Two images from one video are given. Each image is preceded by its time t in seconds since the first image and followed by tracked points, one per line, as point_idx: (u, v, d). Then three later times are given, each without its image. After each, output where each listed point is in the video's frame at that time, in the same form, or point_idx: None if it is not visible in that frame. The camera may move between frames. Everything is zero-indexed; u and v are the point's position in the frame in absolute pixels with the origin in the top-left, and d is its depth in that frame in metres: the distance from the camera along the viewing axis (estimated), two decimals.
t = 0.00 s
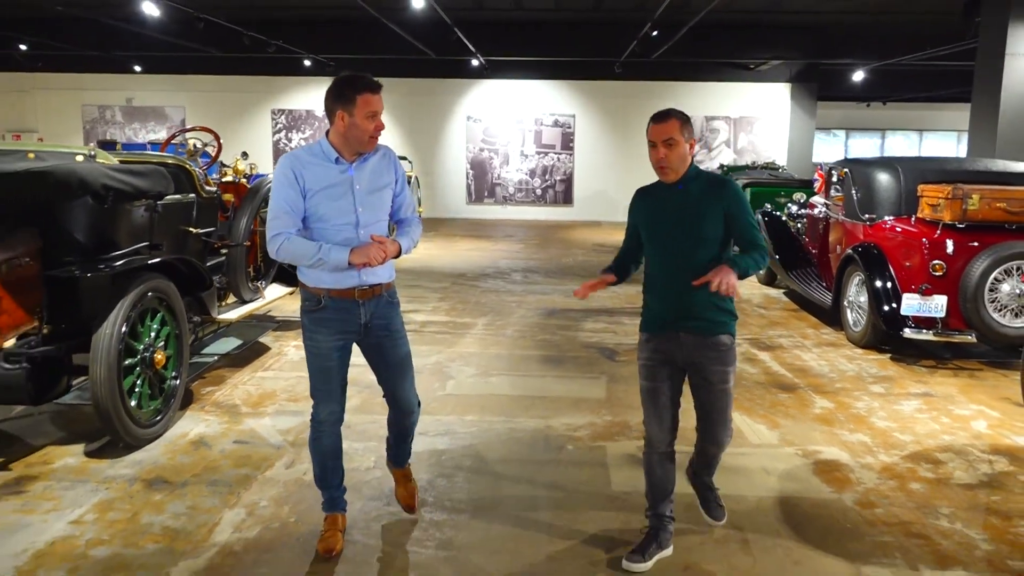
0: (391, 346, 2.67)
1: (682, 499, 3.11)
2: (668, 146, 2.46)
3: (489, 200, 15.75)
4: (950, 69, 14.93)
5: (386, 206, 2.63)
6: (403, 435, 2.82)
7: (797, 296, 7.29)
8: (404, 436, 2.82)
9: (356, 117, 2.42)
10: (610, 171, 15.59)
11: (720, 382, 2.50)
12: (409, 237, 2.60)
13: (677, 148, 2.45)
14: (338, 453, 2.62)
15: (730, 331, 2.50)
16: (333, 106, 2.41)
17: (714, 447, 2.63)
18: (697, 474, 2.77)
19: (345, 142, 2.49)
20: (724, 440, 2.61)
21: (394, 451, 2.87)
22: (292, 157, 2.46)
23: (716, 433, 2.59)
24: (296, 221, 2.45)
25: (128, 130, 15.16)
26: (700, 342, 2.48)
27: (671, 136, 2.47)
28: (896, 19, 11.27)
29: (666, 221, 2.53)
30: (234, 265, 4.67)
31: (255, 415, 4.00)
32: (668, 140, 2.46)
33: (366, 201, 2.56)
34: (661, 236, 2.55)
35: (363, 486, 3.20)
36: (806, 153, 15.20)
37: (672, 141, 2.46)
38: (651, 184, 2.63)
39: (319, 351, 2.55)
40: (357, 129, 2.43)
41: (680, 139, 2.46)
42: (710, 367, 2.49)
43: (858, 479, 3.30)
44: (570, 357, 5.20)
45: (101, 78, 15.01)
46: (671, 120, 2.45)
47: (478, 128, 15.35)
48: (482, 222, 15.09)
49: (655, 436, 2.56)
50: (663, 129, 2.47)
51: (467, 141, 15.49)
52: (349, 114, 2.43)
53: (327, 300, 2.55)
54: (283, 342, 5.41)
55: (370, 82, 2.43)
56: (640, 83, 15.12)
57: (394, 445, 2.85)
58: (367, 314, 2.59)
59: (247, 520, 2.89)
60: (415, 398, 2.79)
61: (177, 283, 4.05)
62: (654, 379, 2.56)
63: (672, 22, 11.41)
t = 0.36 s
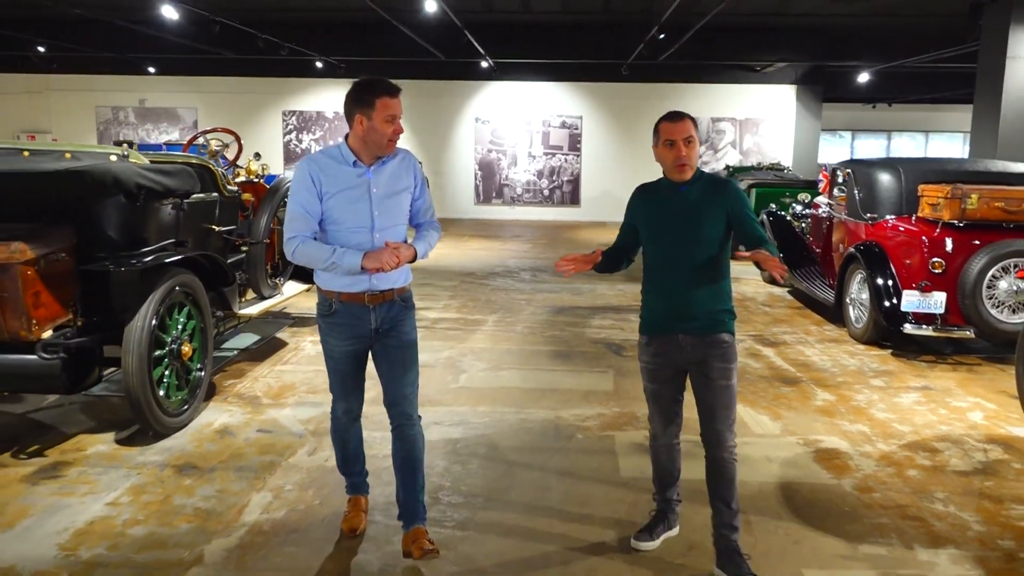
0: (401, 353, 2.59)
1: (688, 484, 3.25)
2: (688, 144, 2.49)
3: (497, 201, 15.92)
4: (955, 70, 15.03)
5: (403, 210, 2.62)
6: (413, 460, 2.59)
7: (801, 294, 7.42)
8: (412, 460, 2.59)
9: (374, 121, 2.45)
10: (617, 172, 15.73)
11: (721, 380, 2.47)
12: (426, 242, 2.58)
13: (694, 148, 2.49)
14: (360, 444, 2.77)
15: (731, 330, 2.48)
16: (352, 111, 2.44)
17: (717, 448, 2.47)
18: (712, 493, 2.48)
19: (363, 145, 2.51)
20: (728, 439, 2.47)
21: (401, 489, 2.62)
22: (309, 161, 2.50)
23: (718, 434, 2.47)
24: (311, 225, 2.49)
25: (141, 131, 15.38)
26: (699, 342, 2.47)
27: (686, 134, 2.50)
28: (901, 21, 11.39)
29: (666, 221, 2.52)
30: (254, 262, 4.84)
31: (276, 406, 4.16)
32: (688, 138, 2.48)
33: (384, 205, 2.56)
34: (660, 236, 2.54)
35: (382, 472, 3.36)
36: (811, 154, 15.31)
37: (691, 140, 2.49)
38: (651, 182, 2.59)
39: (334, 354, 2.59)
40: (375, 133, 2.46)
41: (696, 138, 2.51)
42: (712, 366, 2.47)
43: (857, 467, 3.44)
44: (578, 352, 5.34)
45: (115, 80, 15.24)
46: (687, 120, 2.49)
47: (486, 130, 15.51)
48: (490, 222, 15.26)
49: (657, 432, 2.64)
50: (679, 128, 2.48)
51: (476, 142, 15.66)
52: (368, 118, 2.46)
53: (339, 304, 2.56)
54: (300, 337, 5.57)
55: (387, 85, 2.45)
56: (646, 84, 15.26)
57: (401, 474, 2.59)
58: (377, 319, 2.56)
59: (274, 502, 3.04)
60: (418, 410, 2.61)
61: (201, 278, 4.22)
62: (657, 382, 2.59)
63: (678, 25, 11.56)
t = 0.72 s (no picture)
0: (386, 361, 2.50)
1: (661, 464, 3.43)
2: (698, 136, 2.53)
3: (473, 197, 16.03)
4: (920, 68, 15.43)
5: (406, 217, 2.55)
6: (395, 472, 2.47)
7: (770, 286, 7.65)
8: (394, 469, 2.46)
9: (383, 123, 2.40)
10: (591, 168, 15.93)
11: (707, 384, 2.47)
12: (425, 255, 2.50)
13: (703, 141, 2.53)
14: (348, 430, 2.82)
15: (719, 335, 2.49)
16: (360, 112, 2.40)
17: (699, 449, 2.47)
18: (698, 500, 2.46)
19: (371, 147, 2.46)
20: (715, 441, 2.47)
21: (383, 500, 2.51)
22: (313, 158, 2.47)
23: (700, 435, 2.46)
24: (308, 223, 2.47)
25: (114, 128, 15.27)
26: (682, 344, 2.51)
27: (695, 127, 2.54)
28: (867, 20, 11.70)
29: (667, 222, 2.54)
30: (239, 256, 4.91)
31: (262, 395, 4.27)
32: (696, 131, 2.52)
33: (384, 211, 2.50)
34: (661, 237, 2.55)
35: (368, 456, 3.49)
36: (781, 150, 15.63)
37: (699, 133, 2.53)
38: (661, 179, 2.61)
39: (322, 356, 2.58)
40: (385, 136, 2.41)
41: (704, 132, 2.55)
42: (698, 368, 2.47)
43: (819, 445, 3.64)
44: (555, 342, 5.51)
45: (88, 76, 15.11)
46: (697, 113, 2.53)
47: (462, 126, 15.62)
48: (466, 218, 15.38)
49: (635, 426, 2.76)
50: (689, 121, 2.53)
51: (452, 138, 15.76)
52: (378, 120, 2.42)
53: (329, 307, 2.53)
54: (282, 330, 5.67)
55: (396, 89, 2.40)
56: (621, 81, 15.47)
57: (384, 481, 2.48)
58: (364, 326, 2.50)
59: (265, 484, 3.17)
60: (407, 421, 2.50)
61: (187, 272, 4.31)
62: (639, 378, 2.67)
63: (652, 23, 11.75)
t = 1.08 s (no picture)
0: (393, 360, 2.50)
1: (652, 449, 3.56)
2: (672, 130, 2.44)
3: (470, 195, 16.11)
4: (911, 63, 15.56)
5: (414, 206, 2.52)
6: (397, 466, 2.55)
7: (762, 280, 7.78)
8: (396, 466, 2.55)
9: (388, 111, 2.39)
10: (587, 165, 16.04)
11: (710, 386, 2.42)
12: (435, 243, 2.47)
13: (677, 134, 2.42)
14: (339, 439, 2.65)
15: (729, 336, 2.42)
16: (364, 100, 2.40)
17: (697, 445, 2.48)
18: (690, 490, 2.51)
19: (376, 136, 2.45)
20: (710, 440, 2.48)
21: (383, 486, 2.59)
22: (318, 149, 2.47)
23: (697, 435, 2.47)
24: (314, 215, 2.46)
25: (113, 130, 15.37)
26: (692, 340, 2.42)
27: (677, 120, 2.42)
28: (857, 16, 11.83)
29: (676, 216, 2.47)
30: (240, 254, 5.02)
31: (264, 388, 4.38)
32: (672, 124, 2.43)
33: (391, 200, 2.48)
34: (671, 231, 2.48)
35: (368, 445, 3.61)
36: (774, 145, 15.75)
37: (677, 125, 2.42)
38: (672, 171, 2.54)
39: (321, 349, 2.51)
40: (389, 124, 2.40)
41: (684, 127, 2.40)
42: (703, 369, 2.41)
43: (804, 431, 3.77)
44: (550, 336, 5.63)
45: (86, 78, 15.20)
46: (679, 104, 2.42)
47: (458, 125, 15.73)
48: (463, 216, 15.49)
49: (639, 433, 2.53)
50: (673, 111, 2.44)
51: (448, 137, 15.86)
52: (382, 108, 2.41)
53: (338, 298, 2.49)
54: (282, 326, 5.79)
55: (400, 76, 2.40)
56: (615, 79, 15.59)
57: (385, 470, 2.56)
58: (373, 320, 2.48)
59: (268, 471, 3.29)
60: (411, 418, 2.57)
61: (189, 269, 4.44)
62: (644, 371, 2.52)
63: (645, 21, 11.86)
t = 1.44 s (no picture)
0: (390, 367, 2.52)
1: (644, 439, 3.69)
2: (643, 137, 2.33)
3: (474, 195, 16.27)
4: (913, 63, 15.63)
5: (401, 213, 2.52)
6: (395, 459, 2.66)
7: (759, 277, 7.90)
8: (393, 459, 2.65)
9: (370, 119, 2.36)
10: (591, 165, 16.17)
11: (699, 402, 2.35)
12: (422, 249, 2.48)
13: (648, 140, 2.31)
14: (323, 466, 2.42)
15: (717, 349, 2.32)
16: (346, 108, 2.38)
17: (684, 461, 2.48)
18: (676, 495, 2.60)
19: (362, 144, 2.43)
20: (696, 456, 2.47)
21: (380, 475, 2.69)
22: (302, 161, 2.42)
23: (684, 449, 2.45)
24: (301, 227, 2.42)
25: (122, 132, 15.59)
26: (684, 356, 2.30)
27: (648, 126, 2.32)
28: (857, 17, 11.94)
29: (653, 226, 2.36)
30: (247, 253, 5.21)
31: (271, 382, 4.54)
32: (643, 131, 2.33)
33: (378, 209, 2.47)
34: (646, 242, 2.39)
35: (370, 435, 3.75)
36: (775, 145, 15.92)
37: (647, 132, 2.31)
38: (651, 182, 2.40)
39: (315, 354, 2.41)
40: (373, 132, 2.38)
41: (654, 134, 2.30)
42: (693, 386, 2.33)
43: (791, 421, 3.90)
44: (549, 332, 5.76)
45: (96, 81, 15.42)
46: (649, 110, 2.32)
47: (463, 125, 15.88)
48: (468, 216, 15.64)
49: (639, 457, 2.33)
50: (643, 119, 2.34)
51: (453, 138, 16.02)
52: (365, 117, 2.38)
53: (331, 307, 2.43)
54: (289, 323, 5.95)
55: (382, 83, 2.37)
56: (618, 80, 15.72)
57: (383, 466, 2.66)
58: (370, 327, 2.46)
59: (274, 459, 3.44)
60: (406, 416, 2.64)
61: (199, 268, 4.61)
62: (639, 392, 2.37)
63: (646, 22, 11.98)
